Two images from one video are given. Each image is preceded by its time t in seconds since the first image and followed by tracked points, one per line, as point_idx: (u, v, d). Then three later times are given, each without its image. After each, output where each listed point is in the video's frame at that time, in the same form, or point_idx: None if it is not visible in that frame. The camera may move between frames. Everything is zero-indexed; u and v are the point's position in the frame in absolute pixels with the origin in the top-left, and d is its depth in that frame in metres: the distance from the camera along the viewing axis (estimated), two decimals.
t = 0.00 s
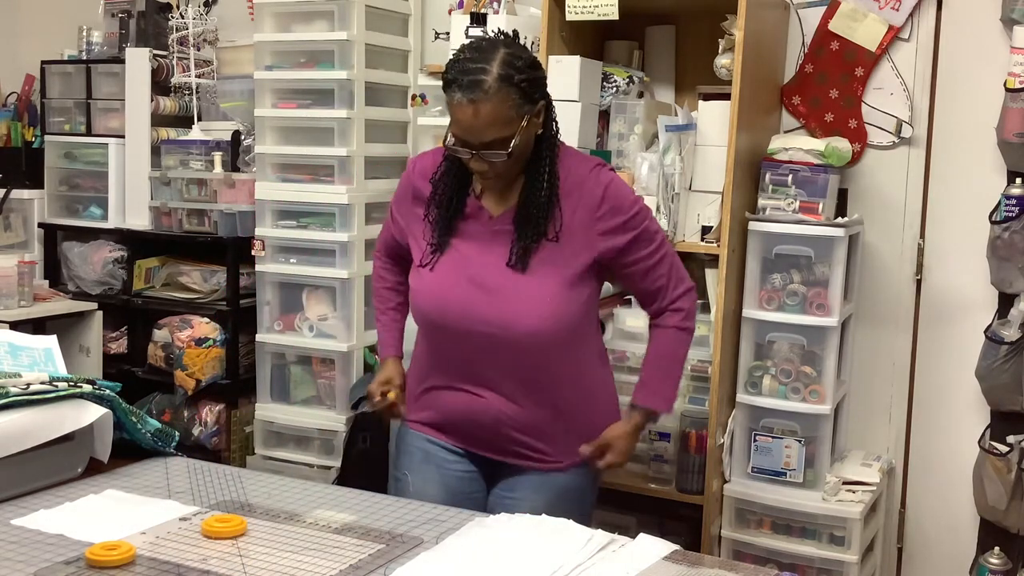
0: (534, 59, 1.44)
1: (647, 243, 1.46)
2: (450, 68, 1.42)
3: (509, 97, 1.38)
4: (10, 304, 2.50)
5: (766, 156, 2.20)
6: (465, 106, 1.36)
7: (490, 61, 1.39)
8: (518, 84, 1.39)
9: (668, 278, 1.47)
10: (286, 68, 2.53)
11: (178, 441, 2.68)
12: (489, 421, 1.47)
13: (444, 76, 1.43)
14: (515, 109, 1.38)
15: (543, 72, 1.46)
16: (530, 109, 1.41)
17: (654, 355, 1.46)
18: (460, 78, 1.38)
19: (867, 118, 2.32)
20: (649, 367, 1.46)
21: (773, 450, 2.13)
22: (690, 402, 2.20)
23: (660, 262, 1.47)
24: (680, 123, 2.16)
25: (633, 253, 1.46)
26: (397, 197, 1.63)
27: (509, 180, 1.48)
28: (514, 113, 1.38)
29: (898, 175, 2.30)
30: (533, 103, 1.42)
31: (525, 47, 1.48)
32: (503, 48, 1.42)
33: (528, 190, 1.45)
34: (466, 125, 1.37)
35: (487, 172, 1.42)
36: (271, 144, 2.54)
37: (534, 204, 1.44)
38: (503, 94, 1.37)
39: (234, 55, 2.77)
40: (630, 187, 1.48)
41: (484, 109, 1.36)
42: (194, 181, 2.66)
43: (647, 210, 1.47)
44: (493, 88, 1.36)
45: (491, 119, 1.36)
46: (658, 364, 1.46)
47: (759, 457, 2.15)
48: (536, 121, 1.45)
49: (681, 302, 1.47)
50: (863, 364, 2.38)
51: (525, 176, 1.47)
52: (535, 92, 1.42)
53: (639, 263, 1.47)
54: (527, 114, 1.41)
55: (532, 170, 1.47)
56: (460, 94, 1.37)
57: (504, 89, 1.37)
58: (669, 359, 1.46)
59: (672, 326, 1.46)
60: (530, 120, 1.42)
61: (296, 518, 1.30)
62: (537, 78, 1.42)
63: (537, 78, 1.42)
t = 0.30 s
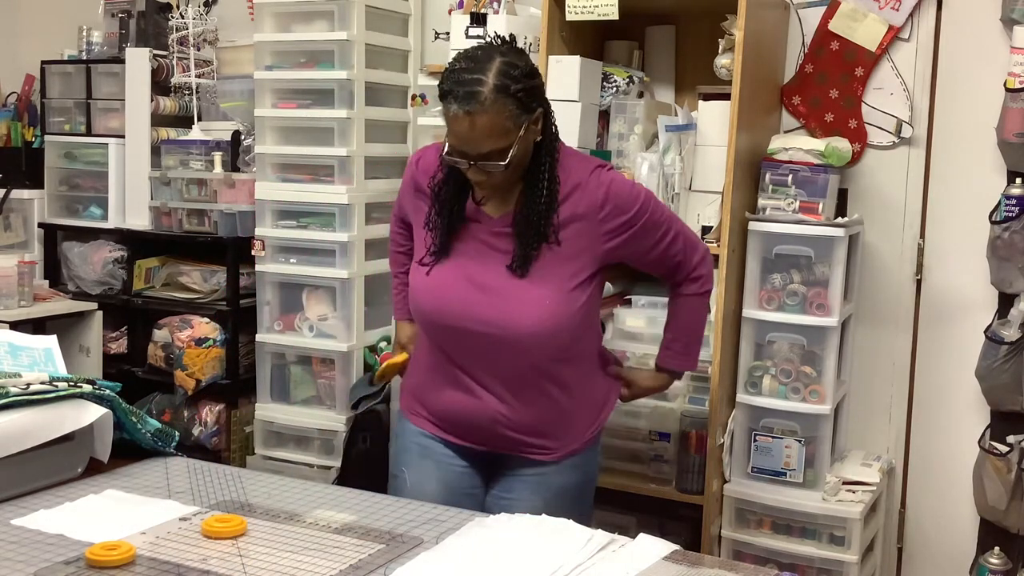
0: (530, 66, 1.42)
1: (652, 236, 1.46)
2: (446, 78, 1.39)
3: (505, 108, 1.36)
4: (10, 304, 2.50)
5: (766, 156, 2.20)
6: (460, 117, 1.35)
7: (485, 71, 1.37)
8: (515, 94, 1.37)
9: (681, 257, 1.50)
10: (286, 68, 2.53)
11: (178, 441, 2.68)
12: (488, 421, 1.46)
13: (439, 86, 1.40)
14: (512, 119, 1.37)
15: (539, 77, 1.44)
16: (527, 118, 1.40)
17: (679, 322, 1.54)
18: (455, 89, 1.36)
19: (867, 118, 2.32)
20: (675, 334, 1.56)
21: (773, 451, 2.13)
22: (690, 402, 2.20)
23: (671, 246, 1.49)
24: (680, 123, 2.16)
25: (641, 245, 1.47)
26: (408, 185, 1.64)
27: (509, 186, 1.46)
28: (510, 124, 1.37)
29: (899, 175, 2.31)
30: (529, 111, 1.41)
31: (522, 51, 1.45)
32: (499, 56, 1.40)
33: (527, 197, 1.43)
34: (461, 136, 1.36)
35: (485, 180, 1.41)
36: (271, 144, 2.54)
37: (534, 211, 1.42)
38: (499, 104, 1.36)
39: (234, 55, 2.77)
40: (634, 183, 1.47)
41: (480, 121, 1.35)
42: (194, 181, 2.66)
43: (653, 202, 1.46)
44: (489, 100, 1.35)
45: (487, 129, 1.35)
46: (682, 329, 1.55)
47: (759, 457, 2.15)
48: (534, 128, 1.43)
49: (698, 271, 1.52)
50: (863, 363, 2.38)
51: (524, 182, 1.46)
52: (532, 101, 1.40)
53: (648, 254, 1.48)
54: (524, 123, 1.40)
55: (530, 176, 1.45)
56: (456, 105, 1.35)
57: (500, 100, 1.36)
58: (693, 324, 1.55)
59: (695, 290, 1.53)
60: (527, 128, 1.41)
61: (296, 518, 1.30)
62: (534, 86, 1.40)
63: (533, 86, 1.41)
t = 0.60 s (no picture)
0: (506, 66, 1.40)
1: (629, 247, 1.44)
2: (420, 82, 1.38)
3: (482, 110, 1.35)
4: (10, 304, 2.50)
5: (766, 156, 2.20)
6: (437, 122, 1.34)
7: (460, 74, 1.36)
8: (491, 96, 1.36)
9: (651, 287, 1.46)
10: (286, 68, 2.53)
11: (178, 441, 2.68)
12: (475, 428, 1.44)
13: (415, 89, 1.39)
14: (489, 120, 1.36)
15: (516, 77, 1.42)
16: (506, 119, 1.38)
17: (644, 371, 1.46)
18: (430, 93, 1.35)
19: (867, 118, 2.32)
20: (643, 392, 1.46)
21: (773, 451, 2.13)
22: (690, 402, 2.20)
23: (646, 266, 1.46)
24: (680, 123, 2.16)
25: (618, 258, 1.44)
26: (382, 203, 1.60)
27: (490, 187, 1.44)
28: (489, 126, 1.36)
29: (899, 175, 2.30)
30: (507, 112, 1.39)
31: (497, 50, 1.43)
32: (473, 57, 1.38)
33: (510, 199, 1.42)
34: (439, 139, 1.35)
35: (465, 182, 1.40)
36: (271, 144, 2.54)
37: (516, 213, 1.41)
38: (475, 107, 1.34)
39: (234, 55, 2.77)
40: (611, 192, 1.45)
41: (457, 125, 1.34)
42: (194, 181, 2.66)
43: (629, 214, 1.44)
44: (465, 103, 1.33)
45: (464, 133, 1.34)
46: (648, 378, 1.46)
47: (759, 457, 2.15)
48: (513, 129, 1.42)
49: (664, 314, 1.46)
50: (863, 363, 2.38)
51: (506, 183, 1.44)
52: (509, 101, 1.39)
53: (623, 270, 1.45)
54: (502, 124, 1.38)
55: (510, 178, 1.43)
56: (432, 110, 1.34)
57: (476, 102, 1.34)
58: (658, 373, 1.46)
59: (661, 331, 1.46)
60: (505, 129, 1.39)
61: (296, 518, 1.30)
62: (510, 86, 1.39)
63: (510, 86, 1.39)
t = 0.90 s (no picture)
0: (472, 65, 1.38)
1: (606, 242, 1.40)
2: (387, 87, 1.36)
3: (453, 113, 1.33)
4: (10, 304, 2.50)
5: (766, 156, 2.20)
6: (408, 128, 1.32)
7: (428, 77, 1.33)
8: (460, 97, 1.34)
9: (632, 283, 1.41)
10: (286, 68, 2.53)
11: (178, 441, 2.68)
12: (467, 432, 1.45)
13: (381, 95, 1.37)
14: (459, 123, 1.34)
15: (483, 75, 1.40)
16: (476, 120, 1.37)
17: (626, 366, 1.39)
18: (399, 98, 1.33)
19: (867, 118, 2.32)
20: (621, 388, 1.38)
21: (773, 450, 2.13)
22: (690, 402, 2.20)
23: (626, 259, 1.41)
24: (680, 123, 2.16)
25: (597, 255, 1.40)
26: (356, 212, 1.59)
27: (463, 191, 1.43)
28: (459, 128, 1.34)
29: (899, 175, 2.31)
30: (477, 113, 1.37)
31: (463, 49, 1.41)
32: (439, 59, 1.36)
33: (482, 200, 1.41)
34: (411, 145, 1.33)
35: (440, 187, 1.38)
36: (272, 144, 2.55)
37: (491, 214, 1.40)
38: (445, 110, 1.32)
39: (234, 55, 2.77)
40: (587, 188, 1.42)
41: (428, 131, 1.32)
42: (194, 181, 2.66)
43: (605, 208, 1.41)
44: (435, 107, 1.31)
45: (435, 137, 1.32)
46: (627, 375, 1.39)
47: (759, 457, 2.15)
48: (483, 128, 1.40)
49: (648, 311, 1.40)
50: (863, 363, 2.39)
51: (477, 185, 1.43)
52: (479, 101, 1.37)
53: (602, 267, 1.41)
54: (472, 126, 1.36)
55: (482, 179, 1.42)
56: (401, 116, 1.32)
57: (446, 105, 1.32)
58: (639, 373, 1.39)
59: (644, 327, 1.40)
60: (476, 130, 1.38)
61: (296, 518, 1.30)
62: (478, 85, 1.37)
63: (479, 86, 1.37)
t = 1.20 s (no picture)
0: (481, 68, 1.32)
1: (610, 255, 1.33)
2: (393, 92, 1.31)
3: (459, 118, 1.28)
4: (10, 304, 2.50)
5: (767, 156, 2.20)
6: (413, 135, 1.27)
7: (434, 81, 1.28)
8: (467, 102, 1.28)
9: (632, 300, 1.33)
10: (286, 68, 2.53)
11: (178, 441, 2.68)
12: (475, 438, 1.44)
13: (388, 99, 1.32)
14: (467, 128, 1.29)
15: (492, 76, 1.34)
16: (485, 124, 1.31)
17: (592, 383, 1.34)
18: (404, 104, 1.28)
19: (867, 118, 2.32)
20: (591, 400, 1.33)
21: (773, 450, 2.13)
22: (690, 402, 2.20)
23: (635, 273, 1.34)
24: (680, 123, 2.16)
25: (604, 267, 1.34)
26: (377, 212, 1.56)
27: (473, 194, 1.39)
28: (467, 133, 1.29)
29: (899, 175, 2.31)
30: (486, 117, 1.31)
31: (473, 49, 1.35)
32: (446, 61, 1.30)
33: (491, 204, 1.37)
34: (418, 152, 1.29)
35: (449, 191, 1.34)
36: (272, 144, 2.55)
37: (500, 220, 1.36)
38: (452, 116, 1.27)
39: (234, 55, 2.77)
40: (598, 195, 1.37)
41: (433, 137, 1.27)
42: (194, 181, 2.66)
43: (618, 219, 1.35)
44: (441, 113, 1.26)
45: (441, 142, 1.28)
46: (596, 393, 1.33)
47: (759, 457, 2.15)
48: (493, 132, 1.35)
49: (642, 331, 1.33)
50: (863, 363, 2.39)
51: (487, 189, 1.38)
52: (487, 104, 1.31)
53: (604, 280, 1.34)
54: (480, 130, 1.31)
55: (490, 183, 1.37)
56: (406, 123, 1.27)
57: (452, 111, 1.27)
58: (614, 393, 1.33)
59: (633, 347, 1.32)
60: (485, 135, 1.33)
61: (296, 518, 1.30)
62: (487, 89, 1.31)
63: (488, 89, 1.31)
